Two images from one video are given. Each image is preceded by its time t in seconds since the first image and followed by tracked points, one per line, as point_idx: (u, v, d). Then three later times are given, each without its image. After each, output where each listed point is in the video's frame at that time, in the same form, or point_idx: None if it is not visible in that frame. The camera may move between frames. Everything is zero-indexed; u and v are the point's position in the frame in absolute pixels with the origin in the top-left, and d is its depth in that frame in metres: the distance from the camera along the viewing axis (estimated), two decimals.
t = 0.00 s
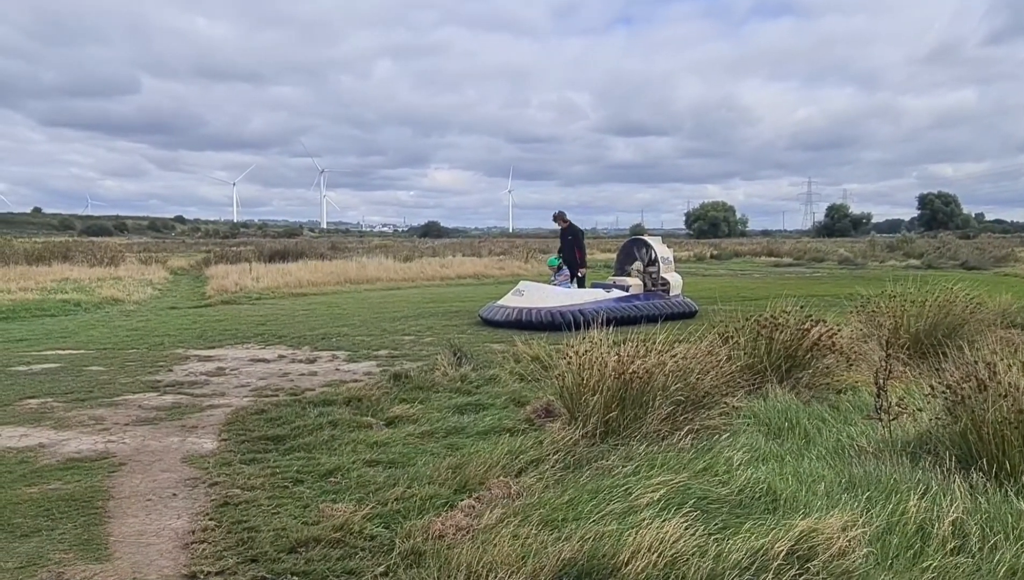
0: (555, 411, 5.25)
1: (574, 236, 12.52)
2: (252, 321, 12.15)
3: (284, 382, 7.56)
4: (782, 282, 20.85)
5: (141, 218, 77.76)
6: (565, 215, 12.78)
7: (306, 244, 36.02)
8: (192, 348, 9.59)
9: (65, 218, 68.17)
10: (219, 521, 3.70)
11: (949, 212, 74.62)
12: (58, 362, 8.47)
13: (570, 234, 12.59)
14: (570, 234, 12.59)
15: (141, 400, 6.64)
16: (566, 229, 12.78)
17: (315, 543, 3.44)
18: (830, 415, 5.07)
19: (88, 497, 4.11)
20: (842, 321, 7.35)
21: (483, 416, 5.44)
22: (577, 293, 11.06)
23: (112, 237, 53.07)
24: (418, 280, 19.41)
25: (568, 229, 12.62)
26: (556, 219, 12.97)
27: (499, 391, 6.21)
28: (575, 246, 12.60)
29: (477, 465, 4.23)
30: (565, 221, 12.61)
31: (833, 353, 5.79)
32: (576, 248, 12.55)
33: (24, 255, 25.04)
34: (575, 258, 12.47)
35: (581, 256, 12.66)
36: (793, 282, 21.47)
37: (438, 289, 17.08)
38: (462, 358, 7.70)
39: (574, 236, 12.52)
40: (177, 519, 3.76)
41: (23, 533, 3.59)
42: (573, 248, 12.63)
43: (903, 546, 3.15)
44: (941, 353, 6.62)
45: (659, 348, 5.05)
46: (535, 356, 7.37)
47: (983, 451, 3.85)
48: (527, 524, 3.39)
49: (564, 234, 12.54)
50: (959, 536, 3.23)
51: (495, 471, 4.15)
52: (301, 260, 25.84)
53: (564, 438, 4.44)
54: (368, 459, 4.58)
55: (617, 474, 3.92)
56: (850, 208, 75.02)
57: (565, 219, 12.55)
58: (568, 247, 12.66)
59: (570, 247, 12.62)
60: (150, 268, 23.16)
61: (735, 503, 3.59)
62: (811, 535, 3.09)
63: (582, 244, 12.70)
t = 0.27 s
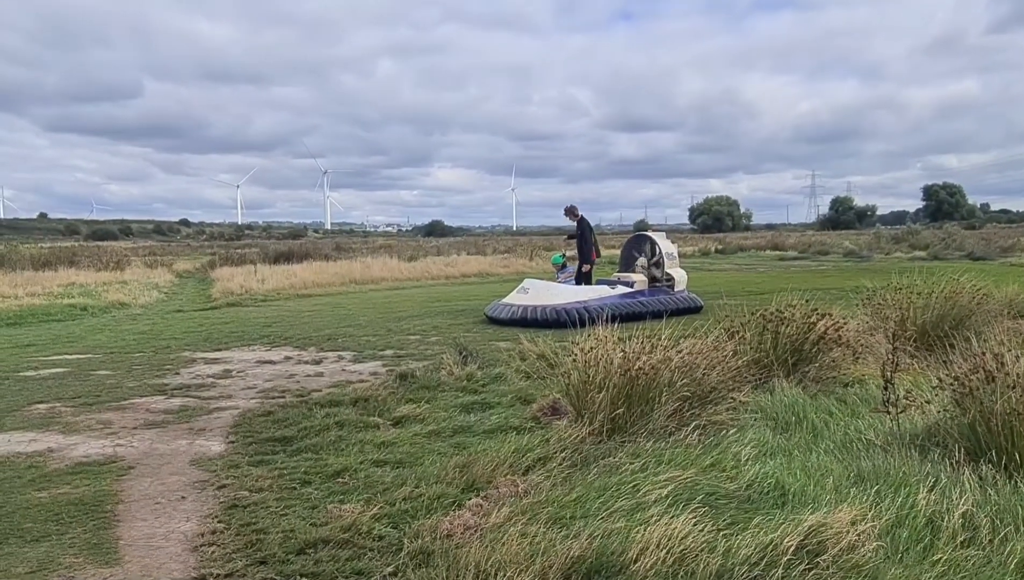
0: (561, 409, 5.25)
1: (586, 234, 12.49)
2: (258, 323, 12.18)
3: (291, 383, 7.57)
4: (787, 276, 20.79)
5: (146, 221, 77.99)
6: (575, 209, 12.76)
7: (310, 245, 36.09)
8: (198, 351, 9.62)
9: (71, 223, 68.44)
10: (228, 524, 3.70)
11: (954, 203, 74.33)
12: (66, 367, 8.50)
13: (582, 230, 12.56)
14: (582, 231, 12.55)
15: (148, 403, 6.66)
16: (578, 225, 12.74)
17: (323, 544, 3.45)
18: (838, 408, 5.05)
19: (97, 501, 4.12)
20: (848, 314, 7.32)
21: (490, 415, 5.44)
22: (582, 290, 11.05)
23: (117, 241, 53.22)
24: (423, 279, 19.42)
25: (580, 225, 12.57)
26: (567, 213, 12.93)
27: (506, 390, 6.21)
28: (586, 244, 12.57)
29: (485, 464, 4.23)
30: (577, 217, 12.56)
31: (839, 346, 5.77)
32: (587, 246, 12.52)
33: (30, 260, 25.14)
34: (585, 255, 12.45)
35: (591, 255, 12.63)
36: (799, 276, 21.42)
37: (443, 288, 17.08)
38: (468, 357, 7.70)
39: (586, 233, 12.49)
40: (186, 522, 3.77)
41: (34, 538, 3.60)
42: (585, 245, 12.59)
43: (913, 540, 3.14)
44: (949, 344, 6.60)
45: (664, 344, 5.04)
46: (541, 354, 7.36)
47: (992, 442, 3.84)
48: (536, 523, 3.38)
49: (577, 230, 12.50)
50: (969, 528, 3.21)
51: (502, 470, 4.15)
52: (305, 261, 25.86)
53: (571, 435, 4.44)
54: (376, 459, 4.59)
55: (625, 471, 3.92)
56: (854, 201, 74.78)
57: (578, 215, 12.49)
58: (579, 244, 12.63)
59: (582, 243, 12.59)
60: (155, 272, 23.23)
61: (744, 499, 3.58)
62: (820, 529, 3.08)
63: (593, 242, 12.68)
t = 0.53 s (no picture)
0: (567, 406, 5.24)
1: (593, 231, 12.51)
2: (262, 324, 12.18)
3: (296, 384, 7.57)
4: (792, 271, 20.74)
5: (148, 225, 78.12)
6: (581, 205, 12.76)
7: (313, 246, 36.14)
8: (203, 353, 9.62)
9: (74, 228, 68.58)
10: (236, 525, 3.70)
11: (958, 195, 74.15)
12: (71, 371, 8.51)
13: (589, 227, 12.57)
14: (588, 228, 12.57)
15: (154, 406, 6.67)
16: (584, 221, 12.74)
17: (332, 544, 3.44)
18: (845, 402, 5.03)
19: (105, 504, 4.12)
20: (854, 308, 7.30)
21: (496, 413, 5.43)
22: (586, 287, 11.04)
23: (121, 244, 53.34)
24: (426, 278, 19.43)
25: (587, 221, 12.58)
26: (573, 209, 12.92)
27: (511, 388, 6.21)
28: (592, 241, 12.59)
29: (491, 463, 4.22)
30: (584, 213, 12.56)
31: (846, 340, 5.74)
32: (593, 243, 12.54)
33: (34, 265, 25.21)
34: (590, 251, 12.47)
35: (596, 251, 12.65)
36: (803, 270, 21.40)
37: (447, 287, 17.06)
38: (473, 356, 7.68)
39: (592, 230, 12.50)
40: (194, 524, 3.77)
41: (42, 542, 3.60)
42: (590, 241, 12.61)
43: (923, 533, 3.13)
44: (955, 337, 6.57)
45: (670, 340, 5.02)
46: (546, 351, 7.35)
47: (1001, 434, 3.81)
48: (544, 520, 3.37)
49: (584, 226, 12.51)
50: (980, 521, 3.20)
51: (510, 468, 4.14)
52: (309, 262, 25.87)
53: (577, 433, 4.42)
54: (382, 459, 4.58)
55: (633, 468, 3.91)
56: (857, 194, 74.64)
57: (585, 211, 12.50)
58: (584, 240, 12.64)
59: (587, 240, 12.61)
60: (159, 275, 23.27)
61: (752, 494, 3.57)
62: (830, 524, 3.07)
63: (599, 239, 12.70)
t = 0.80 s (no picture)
0: (570, 405, 5.23)
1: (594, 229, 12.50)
2: (263, 326, 12.18)
3: (298, 386, 7.57)
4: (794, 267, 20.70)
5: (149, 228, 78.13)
6: (582, 203, 12.74)
7: (313, 247, 36.14)
8: (204, 355, 9.62)
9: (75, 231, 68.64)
10: (238, 528, 3.69)
11: (959, 190, 74.08)
12: (73, 374, 8.51)
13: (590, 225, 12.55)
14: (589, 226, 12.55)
15: (156, 409, 6.67)
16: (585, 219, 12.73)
17: (334, 546, 3.43)
18: (848, 399, 5.02)
19: (107, 507, 4.11)
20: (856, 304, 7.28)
21: (498, 413, 5.42)
22: (587, 286, 11.03)
23: (122, 247, 53.40)
24: (427, 278, 19.43)
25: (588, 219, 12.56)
26: (573, 207, 12.90)
27: (513, 387, 6.20)
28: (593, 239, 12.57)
29: (494, 462, 4.21)
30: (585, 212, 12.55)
31: (848, 336, 5.73)
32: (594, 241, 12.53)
33: (35, 269, 25.24)
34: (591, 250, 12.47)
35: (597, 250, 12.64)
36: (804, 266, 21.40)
37: (448, 287, 17.04)
38: (475, 356, 7.67)
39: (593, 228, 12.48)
40: (196, 527, 3.76)
41: (44, 546, 3.59)
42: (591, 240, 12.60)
43: (928, 529, 3.11)
44: (958, 332, 6.56)
45: (672, 338, 5.01)
46: (548, 351, 7.33)
47: (1005, 429, 3.80)
48: (547, 520, 3.36)
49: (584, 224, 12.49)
50: (984, 516, 3.18)
51: (512, 468, 4.13)
52: (309, 264, 25.86)
53: (580, 432, 4.41)
54: (384, 460, 4.57)
55: (635, 467, 3.90)
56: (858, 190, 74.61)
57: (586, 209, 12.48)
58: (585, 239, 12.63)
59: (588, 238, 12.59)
60: (160, 277, 23.28)
61: (756, 492, 3.55)
62: (834, 521, 3.05)
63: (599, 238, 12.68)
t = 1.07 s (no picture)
0: (567, 406, 5.21)
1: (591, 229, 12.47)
2: (260, 327, 12.16)
3: (295, 387, 7.55)
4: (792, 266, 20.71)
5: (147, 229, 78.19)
6: (579, 203, 12.73)
7: (311, 248, 36.15)
8: (201, 357, 9.61)
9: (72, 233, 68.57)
10: (234, 531, 3.68)
11: (956, 188, 74.19)
12: (69, 377, 8.49)
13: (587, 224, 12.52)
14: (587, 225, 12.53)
15: (152, 411, 6.65)
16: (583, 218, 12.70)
17: (330, 549, 3.42)
18: (846, 398, 5.01)
19: (103, 511, 4.10)
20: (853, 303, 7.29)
21: (496, 413, 5.41)
22: (585, 286, 11.02)
23: (120, 249, 53.35)
24: (424, 279, 19.42)
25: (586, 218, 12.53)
26: (570, 207, 12.88)
27: (510, 388, 6.19)
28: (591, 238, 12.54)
29: (491, 464, 4.20)
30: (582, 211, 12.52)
31: (846, 336, 5.72)
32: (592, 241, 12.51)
33: (32, 271, 25.22)
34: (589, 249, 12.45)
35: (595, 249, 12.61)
36: (801, 265, 21.42)
37: (446, 287, 17.02)
38: (473, 356, 7.65)
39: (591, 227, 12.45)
40: (192, 530, 3.75)
41: (39, 550, 3.58)
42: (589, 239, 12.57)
43: (926, 529, 3.10)
44: (956, 330, 6.55)
45: (669, 338, 5.00)
46: (546, 351, 7.32)
47: (1003, 428, 3.79)
48: (544, 522, 3.35)
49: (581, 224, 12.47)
50: (983, 516, 3.17)
51: (509, 469, 4.12)
52: (307, 265, 25.82)
53: (577, 432, 4.40)
54: (381, 461, 4.56)
55: (633, 467, 3.88)
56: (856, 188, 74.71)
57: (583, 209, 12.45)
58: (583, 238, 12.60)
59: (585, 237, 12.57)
60: (158, 279, 23.23)
61: (753, 492, 3.54)
62: (832, 521, 3.04)
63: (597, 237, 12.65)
